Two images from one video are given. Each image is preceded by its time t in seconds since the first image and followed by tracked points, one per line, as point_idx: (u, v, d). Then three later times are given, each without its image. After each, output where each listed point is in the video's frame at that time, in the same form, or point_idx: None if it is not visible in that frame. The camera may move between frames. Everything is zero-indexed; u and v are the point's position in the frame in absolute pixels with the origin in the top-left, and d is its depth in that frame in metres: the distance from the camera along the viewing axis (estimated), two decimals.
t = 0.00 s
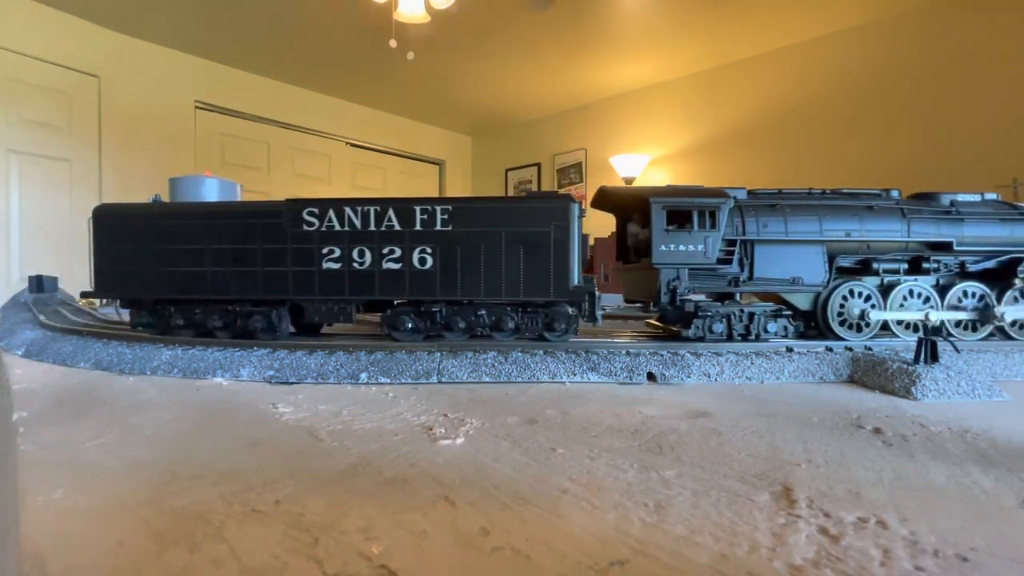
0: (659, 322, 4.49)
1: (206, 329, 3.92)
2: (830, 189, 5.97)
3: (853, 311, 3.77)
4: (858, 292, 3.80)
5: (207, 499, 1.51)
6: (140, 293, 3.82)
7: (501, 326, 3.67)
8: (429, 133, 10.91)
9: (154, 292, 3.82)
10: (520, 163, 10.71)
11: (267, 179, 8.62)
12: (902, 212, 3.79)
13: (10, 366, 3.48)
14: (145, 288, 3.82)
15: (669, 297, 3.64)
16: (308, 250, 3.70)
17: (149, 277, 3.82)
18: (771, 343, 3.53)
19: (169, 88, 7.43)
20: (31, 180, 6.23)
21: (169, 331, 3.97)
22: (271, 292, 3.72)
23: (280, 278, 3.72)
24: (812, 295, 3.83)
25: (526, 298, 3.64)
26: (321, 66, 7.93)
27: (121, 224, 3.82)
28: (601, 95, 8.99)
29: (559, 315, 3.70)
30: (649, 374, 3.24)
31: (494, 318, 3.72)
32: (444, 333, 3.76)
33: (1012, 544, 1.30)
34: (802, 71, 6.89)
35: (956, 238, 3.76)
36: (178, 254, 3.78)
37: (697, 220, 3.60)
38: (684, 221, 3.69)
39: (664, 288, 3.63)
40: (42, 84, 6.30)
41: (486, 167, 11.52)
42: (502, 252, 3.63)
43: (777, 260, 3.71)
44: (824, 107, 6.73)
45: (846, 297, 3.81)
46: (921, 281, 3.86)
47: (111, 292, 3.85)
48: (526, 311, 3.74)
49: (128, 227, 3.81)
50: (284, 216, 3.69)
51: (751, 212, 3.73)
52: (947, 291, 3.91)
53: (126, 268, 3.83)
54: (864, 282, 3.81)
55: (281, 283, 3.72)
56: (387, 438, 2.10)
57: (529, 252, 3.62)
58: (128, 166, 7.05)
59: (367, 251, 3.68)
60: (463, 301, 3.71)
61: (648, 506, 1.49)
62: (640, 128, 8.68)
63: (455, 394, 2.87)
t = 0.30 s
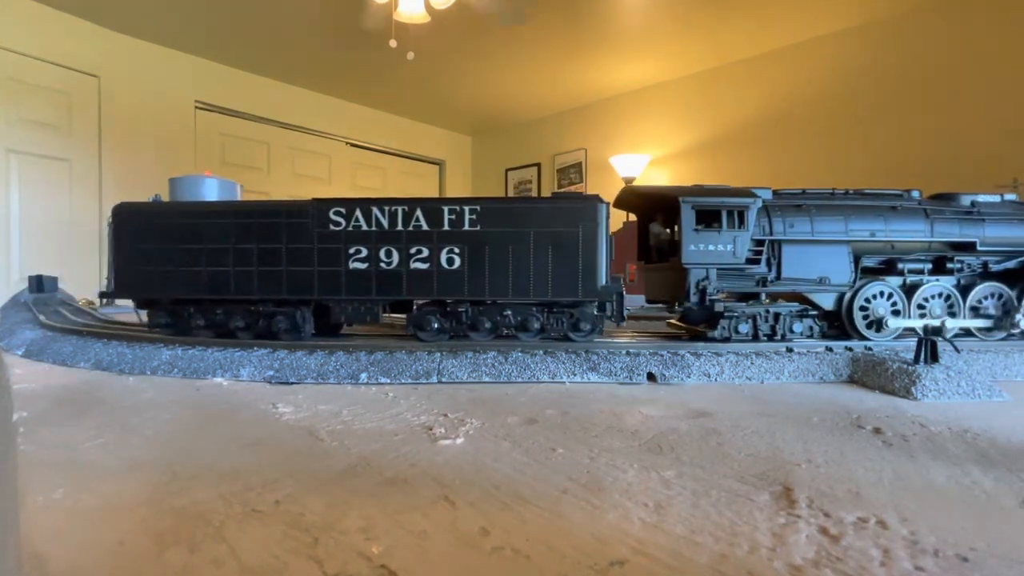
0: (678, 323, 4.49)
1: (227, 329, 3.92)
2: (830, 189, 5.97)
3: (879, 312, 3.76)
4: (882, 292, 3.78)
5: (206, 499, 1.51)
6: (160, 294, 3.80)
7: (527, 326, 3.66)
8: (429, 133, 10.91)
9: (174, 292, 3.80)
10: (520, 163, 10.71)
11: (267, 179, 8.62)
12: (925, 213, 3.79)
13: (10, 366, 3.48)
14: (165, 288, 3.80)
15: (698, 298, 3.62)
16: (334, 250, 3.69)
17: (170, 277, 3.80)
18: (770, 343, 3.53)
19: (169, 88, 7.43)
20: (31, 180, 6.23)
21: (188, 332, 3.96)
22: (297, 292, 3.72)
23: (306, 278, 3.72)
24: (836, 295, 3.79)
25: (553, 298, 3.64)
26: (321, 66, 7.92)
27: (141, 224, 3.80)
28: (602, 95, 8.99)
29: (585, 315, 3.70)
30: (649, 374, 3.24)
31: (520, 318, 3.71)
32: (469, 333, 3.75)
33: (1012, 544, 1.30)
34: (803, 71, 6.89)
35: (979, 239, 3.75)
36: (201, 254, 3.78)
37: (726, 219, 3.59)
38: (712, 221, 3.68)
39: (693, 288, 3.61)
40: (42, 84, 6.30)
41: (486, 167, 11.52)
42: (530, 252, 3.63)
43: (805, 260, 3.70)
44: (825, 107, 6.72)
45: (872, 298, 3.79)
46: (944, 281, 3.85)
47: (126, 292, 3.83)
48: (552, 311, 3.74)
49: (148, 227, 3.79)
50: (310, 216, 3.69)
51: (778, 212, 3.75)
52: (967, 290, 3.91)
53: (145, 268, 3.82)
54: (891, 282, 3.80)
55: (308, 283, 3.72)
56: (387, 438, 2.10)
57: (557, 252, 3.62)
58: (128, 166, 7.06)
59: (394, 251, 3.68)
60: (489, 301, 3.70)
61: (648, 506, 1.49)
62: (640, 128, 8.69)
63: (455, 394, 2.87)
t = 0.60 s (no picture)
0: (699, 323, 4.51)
1: (249, 329, 3.89)
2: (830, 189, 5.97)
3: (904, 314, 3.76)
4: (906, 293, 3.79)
5: (206, 499, 1.51)
6: (184, 293, 3.80)
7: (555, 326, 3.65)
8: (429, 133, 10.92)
9: (198, 292, 3.80)
10: (520, 163, 10.71)
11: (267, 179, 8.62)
12: (949, 214, 3.85)
13: (10, 366, 3.48)
14: (189, 288, 3.80)
15: (730, 297, 3.63)
16: (362, 250, 3.69)
17: (193, 277, 3.80)
18: (770, 343, 3.53)
19: (169, 88, 7.42)
20: (30, 181, 6.21)
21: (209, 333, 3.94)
22: (324, 292, 3.71)
23: (333, 278, 3.71)
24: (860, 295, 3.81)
25: (581, 298, 3.64)
26: (320, 66, 7.92)
27: (167, 225, 3.81)
28: (601, 95, 8.99)
29: (612, 315, 3.70)
30: (649, 374, 3.23)
31: (547, 318, 3.70)
32: (496, 333, 3.73)
33: (1012, 544, 1.30)
34: (803, 71, 6.89)
35: (1003, 238, 3.82)
36: (228, 254, 3.77)
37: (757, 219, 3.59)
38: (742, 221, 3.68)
39: (724, 288, 3.60)
40: (42, 84, 6.30)
41: (486, 167, 11.52)
42: (559, 252, 3.64)
43: (834, 260, 3.71)
44: (826, 107, 6.72)
45: (896, 299, 3.80)
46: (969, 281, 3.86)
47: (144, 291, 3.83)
48: (578, 311, 3.73)
49: (170, 229, 3.81)
50: (338, 216, 3.68)
51: (807, 212, 3.75)
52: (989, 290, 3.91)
53: (167, 269, 3.81)
54: (914, 282, 3.80)
55: (334, 283, 3.71)
56: (387, 438, 2.10)
57: (586, 252, 3.64)
58: (128, 166, 7.07)
59: (422, 251, 3.67)
60: (518, 301, 3.69)
61: (648, 506, 1.49)
62: (640, 128, 8.70)
63: (455, 394, 2.87)
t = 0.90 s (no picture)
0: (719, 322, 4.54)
1: (274, 330, 3.83)
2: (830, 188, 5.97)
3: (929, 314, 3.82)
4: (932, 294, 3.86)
5: (206, 499, 1.51)
6: (207, 294, 3.76)
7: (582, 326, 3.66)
8: (429, 133, 10.92)
9: (222, 292, 3.76)
10: (520, 163, 10.71)
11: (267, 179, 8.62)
12: (972, 213, 3.98)
13: (10, 366, 3.48)
14: (213, 288, 3.76)
15: (761, 299, 3.64)
16: (390, 250, 3.68)
17: (217, 277, 3.75)
18: (771, 343, 3.53)
19: (169, 88, 7.42)
20: (31, 181, 6.21)
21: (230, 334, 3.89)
22: (352, 293, 3.69)
23: (361, 278, 3.70)
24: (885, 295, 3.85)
25: (609, 298, 3.66)
26: (321, 66, 7.93)
27: (190, 225, 3.77)
28: (602, 95, 8.99)
29: (638, 315, 3.72)
30: (649, 374, 3.23)
31: (574, 318, 3.72)
32: (523, 334, 3.73)
33: (1012, 544, 1.30)
34: (805, 70, 6.88)
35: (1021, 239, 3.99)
36: (253, 254, 3.74)
37: (789, 219, 3.60)
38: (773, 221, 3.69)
39: (756, 288, 3.60)
40: (42, 84, 6.29)
41: (486, 167, 11.52)
42: (588, 252, 3.65)
43: (862, 260, 3.77)
44: (828, 106, 6.70)
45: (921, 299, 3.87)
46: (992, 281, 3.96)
47: (166, 292, 3.78)
48: (604, 310, 3.74)
49: (193, 230, 3.76)
50: (367, 215, 3.67)
51: (835, 212, 3.81)
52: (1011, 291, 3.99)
53: (189, 269, 3.76)
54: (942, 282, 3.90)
55: (362, 283, 3.70)
56: (387, 438, 2.10)
57: (614, 253, 3.64)
58: (128, 166, 7.07)
59: (451, 251, 3.67)
60: (546, 301, 3.70)
61: (648, 506, 1.49)
62: (640, 128, 8.70)
63: (455, 394, 2.87)
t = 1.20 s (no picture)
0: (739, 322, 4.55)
1: (300, 330, 3.81)
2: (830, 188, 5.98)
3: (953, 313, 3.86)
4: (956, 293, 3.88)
5: (206, 499, 1.51)
6: (234, 294, 3.70)
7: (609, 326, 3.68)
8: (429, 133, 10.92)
9: (249, 292, 3.70)
10: (520, 163, 10.72)
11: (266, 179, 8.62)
12: (994, 214, 4.04)
13: (10, 366, 3.48)
14: (238, 288, 3.70)
15: (794, 298, 3.65)
16: (419, 250, 3.66)
17: (242, 276, 3.70)
18: (772, 343, 3.53)
19: (169, 88, 7.42)
20: (31, 181, 6.21)
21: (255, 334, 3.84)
22: (381, 293, 3.68)
23: (389, 278, 3.68)
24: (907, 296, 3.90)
25: (637, 298, 3.67)
26: (321, 66, 7.93)
27: (217, 224, 3.70)
28: (601, 95, 8.99)
29: (664, 315, 3.73)
30: (649, 374, 3.23)
31: (601, 318, 3.73)
32: (550, 334, 3.75)
33: (1012, 544, 1.30)
34: (805, 70, 6.88)
35: None
36: (280, 253, 3.69)
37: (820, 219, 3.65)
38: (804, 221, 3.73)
39: (789, 288, 3.63)
40: (42, 83, 6.29)
41: (486, 167, 11.53)
42: (618, 252, 3.65)
43: (890, 260, 3.81)
44: (829, 106, 6.70)
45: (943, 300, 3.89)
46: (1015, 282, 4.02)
47: (192, 291, 3.71)
48: (631, 310, 3.76)
49: (220, 229, 3.70)
50: (396, 215, 3.65)
51: (863, 213, 3.84)
52: None
53: (215, 269, 3.70)
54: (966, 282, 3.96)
55: (390, 283, 3.68)
56: (387, 438, 2.10)
57: (644, 253, 3.65)
58: (128, 166, 7.07)
59: (480, 251, 3.66)
60: (575, 300, 3.71)
61: (648, 506, 1.49)
62: (640, 129, 8.71)
63: (455, 394, 2.87)
